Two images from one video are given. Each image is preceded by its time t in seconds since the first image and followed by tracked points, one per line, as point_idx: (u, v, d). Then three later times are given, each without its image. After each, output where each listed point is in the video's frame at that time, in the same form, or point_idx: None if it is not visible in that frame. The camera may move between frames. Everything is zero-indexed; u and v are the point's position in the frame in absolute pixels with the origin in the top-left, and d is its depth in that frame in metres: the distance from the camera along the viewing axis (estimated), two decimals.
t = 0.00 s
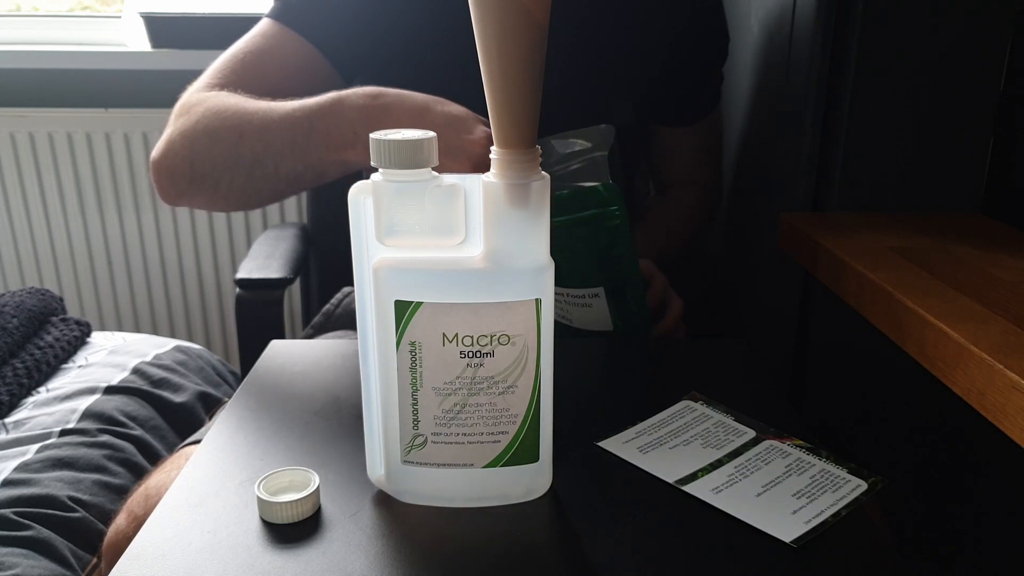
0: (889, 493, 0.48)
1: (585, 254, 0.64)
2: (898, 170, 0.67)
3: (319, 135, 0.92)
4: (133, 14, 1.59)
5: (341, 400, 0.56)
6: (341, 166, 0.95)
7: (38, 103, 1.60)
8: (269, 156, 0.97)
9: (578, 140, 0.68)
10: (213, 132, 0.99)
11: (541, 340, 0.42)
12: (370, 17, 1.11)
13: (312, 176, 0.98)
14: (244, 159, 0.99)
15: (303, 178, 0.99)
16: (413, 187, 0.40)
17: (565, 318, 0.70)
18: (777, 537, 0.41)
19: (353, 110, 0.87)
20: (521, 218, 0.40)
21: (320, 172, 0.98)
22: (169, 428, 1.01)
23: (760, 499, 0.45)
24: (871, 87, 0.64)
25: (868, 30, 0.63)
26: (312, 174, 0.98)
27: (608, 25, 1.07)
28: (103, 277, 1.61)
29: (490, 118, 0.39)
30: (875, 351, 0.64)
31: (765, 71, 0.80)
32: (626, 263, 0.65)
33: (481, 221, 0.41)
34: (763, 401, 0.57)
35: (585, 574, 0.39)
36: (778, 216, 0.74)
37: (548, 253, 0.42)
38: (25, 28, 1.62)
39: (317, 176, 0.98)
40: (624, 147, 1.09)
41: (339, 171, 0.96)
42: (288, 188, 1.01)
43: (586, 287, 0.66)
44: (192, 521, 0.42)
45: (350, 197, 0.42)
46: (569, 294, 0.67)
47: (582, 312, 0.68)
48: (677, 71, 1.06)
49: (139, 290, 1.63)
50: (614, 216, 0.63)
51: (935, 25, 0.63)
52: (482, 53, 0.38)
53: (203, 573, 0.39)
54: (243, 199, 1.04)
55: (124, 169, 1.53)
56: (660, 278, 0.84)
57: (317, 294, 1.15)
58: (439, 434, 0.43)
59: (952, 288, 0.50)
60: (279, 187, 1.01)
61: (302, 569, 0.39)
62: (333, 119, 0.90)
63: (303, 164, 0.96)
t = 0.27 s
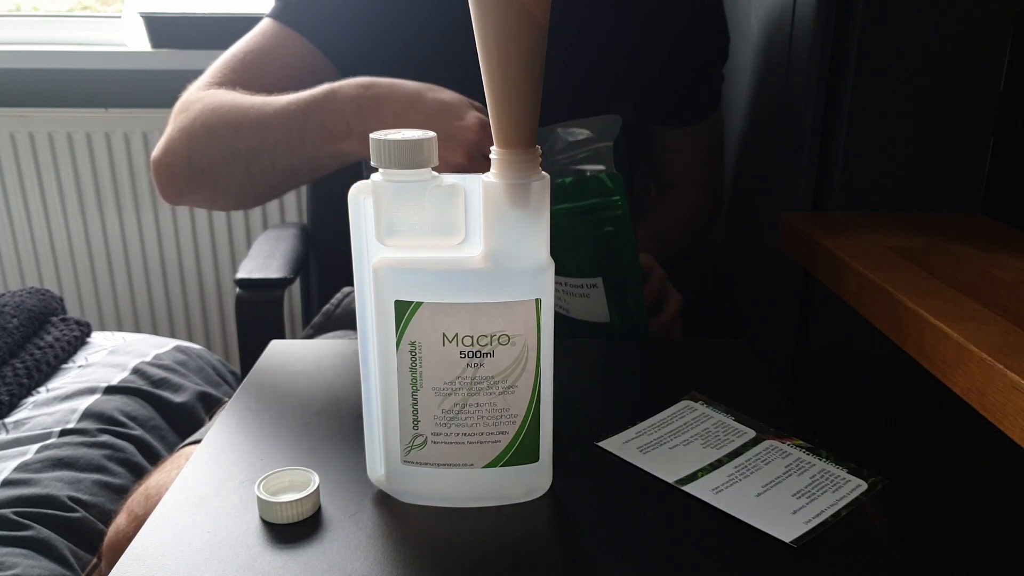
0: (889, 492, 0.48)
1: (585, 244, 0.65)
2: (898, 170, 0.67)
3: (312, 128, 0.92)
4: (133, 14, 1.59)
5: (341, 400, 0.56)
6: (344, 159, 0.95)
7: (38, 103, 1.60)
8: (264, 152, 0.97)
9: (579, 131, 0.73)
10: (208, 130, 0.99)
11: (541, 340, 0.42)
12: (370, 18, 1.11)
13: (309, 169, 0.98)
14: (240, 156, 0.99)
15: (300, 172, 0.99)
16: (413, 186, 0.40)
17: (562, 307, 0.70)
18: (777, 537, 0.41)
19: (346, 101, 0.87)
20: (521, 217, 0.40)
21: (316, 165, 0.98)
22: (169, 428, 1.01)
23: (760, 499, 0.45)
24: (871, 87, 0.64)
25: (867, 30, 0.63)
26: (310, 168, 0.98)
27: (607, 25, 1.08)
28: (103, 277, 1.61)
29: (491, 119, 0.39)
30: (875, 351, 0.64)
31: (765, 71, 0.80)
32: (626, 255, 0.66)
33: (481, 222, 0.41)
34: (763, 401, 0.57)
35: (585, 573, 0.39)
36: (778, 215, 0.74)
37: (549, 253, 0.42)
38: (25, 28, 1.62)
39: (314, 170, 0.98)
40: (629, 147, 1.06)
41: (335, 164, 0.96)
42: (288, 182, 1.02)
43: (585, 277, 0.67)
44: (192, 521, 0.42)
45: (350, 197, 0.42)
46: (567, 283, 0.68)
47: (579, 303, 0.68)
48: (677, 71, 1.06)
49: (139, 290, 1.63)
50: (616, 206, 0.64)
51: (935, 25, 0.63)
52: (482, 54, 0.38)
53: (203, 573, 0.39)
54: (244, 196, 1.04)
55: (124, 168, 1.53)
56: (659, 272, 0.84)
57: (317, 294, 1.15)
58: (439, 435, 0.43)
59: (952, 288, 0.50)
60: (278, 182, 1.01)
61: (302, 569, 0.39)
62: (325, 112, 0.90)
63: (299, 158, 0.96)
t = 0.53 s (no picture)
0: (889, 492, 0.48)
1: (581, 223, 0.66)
2: (898, 170, 0.67)
3: (299, 110, 0.92)
4: (133, 14, 1.59)
5: (341, 400, 0.56)
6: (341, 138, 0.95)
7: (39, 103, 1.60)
8: (255, 141, 0.98)
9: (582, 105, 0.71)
10: (200, 123, 1.00)
11: (541, 340, 0.42)
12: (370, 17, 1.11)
13: (303, 152, 0.99)
14: (232, 146, 1.00)
15: (294, 156, 1.00)
16: (412, 187, 0.40)
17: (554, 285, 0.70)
18: (777, 537, 0.41)
19: (331, 79, 0.87)
20: (521, 218, 0.40)
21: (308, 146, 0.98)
22: (169, 428, 1.01)
23: (760, 499, 0.45)
24: (871, 87, 0.64)
25: (868, 30, 0.63)
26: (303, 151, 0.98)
27: (607, 25, 1.08)
28: (103, 276, 1.61)
29: (490, 118, 0.39)
30: (875, 351, 0.64)
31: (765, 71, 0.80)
32: (624, 240, 0.66)
33: (481, 222, 0.41)
34: (763, 402, 0.57)
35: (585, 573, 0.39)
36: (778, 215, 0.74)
37: (549, 253, 0.42)
38: (25, 28, 1.62)
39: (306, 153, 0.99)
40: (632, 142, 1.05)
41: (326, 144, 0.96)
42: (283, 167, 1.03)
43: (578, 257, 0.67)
44: (192, 521, 0.42)
45: (350, 197, 0.42)
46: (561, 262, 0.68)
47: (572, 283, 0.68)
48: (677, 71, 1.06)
49: (139, 290, 1.63)
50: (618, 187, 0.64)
51: (935, 25, 0.63)
52: (482, 53, 0.38)
53: (204, 572, 0.39)
54: (243, 187, 1.05)
55: (124, 168, 1.53)
56: (657, 262, 0.84)
57: (317, 294, 1.15)
58: (439, 434, 0.43)
59: (952, 288, 0.50)
60: (274, 168, 1.02)
61: (302, 569, 0.39)
62: (310, 91, 0.90)
63: (291, 141, 0.97)
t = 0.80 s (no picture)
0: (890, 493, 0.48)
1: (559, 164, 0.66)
2: (899, 170, 0.67)
3: (278, 65, 1.01)
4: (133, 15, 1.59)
5: (341, 400, 0.56)
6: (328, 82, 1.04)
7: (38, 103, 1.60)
8: (242, 103, 1.07)
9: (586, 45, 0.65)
10: (188, 96, 1.10)
11: (541, 340, 0.42)
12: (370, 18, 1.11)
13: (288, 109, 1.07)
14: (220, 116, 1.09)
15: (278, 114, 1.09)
16: (413, 187, 0.40)
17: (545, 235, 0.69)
18: (777, 537, 0.41)
19: (307, 29, 0.97)
20: (521, 218, 0.40)
21: (294, 98, 1.07)
22: (169, 428, 1.01)
23: (760, 499, 0.45)
24: (872, 87, 0.64)
25: (868, 30, 0.63)
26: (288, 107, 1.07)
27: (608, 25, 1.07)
28: (103, 276, 1.61)
29: (491, 118, 0.39)
30: (875, 351, 0.64)
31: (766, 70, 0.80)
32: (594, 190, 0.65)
33: (481, 222, 0.41)
34: (763, 402, 0.57)
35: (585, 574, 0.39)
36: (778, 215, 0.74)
37: (549, 253, 0.42)
38: (24, 28, 1.62)
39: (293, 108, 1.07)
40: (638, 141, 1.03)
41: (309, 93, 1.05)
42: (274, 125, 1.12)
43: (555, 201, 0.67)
44: (191, 520, 0.42)
45: (350, 197, 0.42)
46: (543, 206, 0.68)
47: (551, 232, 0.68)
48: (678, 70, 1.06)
49: (139, 290, 1.63)
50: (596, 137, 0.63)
51: (936, 25, 0.63)
52: (482, 53, 0.38)
53: (204, 572, 0.39)
54: (237, 156, 1.14)
55: (124, 168, 1.53)
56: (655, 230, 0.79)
57: (317, 294, 1.15)
58: (439, 434, 0.43)
59: (950, 288, 0.51)
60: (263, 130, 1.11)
61: (302, 569, 0.39)
62: (286, 43, 0.99)
63: (273, 97, 1.05)
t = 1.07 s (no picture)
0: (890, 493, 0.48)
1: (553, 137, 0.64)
2: (899, 170, 0.67)
3: None
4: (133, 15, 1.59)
5: (342, 400, 0.56)
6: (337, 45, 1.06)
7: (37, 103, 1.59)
8: (259, 38, 0.99)
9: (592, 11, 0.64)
10: (169, 46, 1.00)
11: (541, 340, 0.42)
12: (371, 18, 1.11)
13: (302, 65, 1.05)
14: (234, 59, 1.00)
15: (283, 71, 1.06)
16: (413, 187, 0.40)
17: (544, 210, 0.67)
18: (777, 537, 0.42)
19: None
20: (521, 218, 0.40)
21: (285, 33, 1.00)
22: (169, 428, 1.01)
23: (760, 499, 0.45)
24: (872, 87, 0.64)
25: (869, 30, 0.63)
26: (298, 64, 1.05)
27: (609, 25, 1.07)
28: (103, 276, 1.61)
29: (491, 118, 0.39)
30: (875, 351, 0.64)
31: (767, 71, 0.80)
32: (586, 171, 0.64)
33: (481, 222, 0.41)
34: (763, 402, 0.57)
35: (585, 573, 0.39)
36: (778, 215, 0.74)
37: (549, 253, 0.42)
38: (25, 28, 1.62)
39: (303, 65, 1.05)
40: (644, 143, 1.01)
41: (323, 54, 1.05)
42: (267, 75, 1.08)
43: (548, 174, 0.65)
44: (191, 520, 0.42)
45: (350, 197, 0.42)
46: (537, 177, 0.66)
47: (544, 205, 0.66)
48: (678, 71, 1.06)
49: (139, 290, 1.62)
50: (585, 106, 0.62)
51: (936, 26, 0.63)
52: (482, 53, 0.38)
53: (204, 572, 0.39)
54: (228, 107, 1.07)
55: (124, 167, 1.53)
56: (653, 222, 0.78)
57: (317, 294, 1.15)
58: (439, 434, 0.43)
59: (951, 288, 0.51)
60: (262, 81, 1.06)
61: (303, 569, 0.39)
62: None
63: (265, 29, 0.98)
